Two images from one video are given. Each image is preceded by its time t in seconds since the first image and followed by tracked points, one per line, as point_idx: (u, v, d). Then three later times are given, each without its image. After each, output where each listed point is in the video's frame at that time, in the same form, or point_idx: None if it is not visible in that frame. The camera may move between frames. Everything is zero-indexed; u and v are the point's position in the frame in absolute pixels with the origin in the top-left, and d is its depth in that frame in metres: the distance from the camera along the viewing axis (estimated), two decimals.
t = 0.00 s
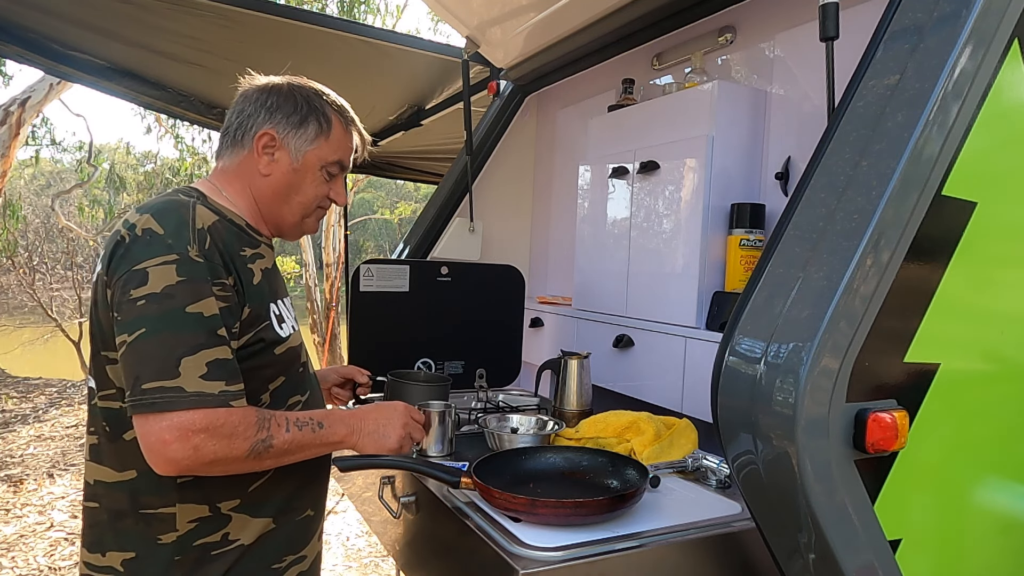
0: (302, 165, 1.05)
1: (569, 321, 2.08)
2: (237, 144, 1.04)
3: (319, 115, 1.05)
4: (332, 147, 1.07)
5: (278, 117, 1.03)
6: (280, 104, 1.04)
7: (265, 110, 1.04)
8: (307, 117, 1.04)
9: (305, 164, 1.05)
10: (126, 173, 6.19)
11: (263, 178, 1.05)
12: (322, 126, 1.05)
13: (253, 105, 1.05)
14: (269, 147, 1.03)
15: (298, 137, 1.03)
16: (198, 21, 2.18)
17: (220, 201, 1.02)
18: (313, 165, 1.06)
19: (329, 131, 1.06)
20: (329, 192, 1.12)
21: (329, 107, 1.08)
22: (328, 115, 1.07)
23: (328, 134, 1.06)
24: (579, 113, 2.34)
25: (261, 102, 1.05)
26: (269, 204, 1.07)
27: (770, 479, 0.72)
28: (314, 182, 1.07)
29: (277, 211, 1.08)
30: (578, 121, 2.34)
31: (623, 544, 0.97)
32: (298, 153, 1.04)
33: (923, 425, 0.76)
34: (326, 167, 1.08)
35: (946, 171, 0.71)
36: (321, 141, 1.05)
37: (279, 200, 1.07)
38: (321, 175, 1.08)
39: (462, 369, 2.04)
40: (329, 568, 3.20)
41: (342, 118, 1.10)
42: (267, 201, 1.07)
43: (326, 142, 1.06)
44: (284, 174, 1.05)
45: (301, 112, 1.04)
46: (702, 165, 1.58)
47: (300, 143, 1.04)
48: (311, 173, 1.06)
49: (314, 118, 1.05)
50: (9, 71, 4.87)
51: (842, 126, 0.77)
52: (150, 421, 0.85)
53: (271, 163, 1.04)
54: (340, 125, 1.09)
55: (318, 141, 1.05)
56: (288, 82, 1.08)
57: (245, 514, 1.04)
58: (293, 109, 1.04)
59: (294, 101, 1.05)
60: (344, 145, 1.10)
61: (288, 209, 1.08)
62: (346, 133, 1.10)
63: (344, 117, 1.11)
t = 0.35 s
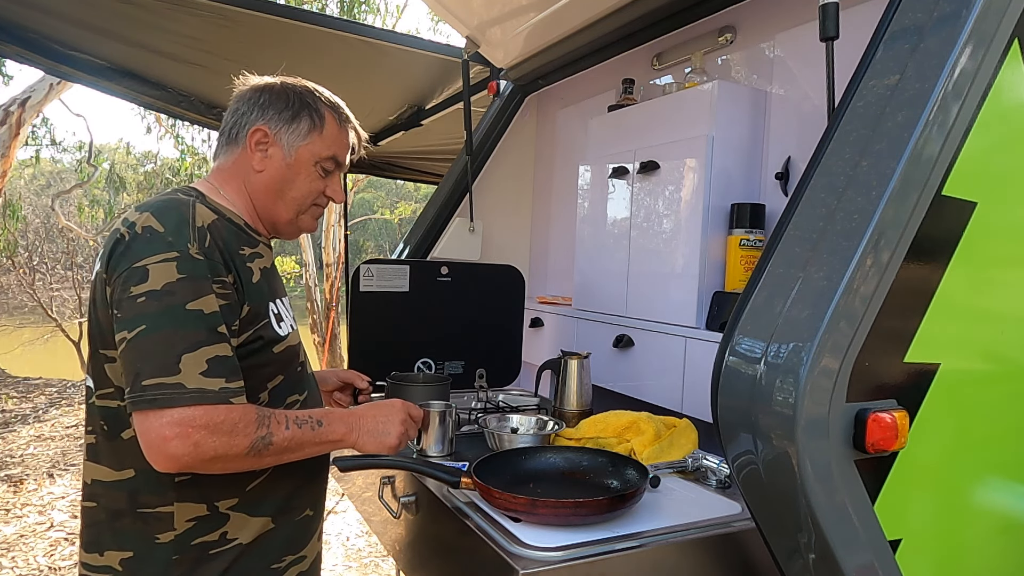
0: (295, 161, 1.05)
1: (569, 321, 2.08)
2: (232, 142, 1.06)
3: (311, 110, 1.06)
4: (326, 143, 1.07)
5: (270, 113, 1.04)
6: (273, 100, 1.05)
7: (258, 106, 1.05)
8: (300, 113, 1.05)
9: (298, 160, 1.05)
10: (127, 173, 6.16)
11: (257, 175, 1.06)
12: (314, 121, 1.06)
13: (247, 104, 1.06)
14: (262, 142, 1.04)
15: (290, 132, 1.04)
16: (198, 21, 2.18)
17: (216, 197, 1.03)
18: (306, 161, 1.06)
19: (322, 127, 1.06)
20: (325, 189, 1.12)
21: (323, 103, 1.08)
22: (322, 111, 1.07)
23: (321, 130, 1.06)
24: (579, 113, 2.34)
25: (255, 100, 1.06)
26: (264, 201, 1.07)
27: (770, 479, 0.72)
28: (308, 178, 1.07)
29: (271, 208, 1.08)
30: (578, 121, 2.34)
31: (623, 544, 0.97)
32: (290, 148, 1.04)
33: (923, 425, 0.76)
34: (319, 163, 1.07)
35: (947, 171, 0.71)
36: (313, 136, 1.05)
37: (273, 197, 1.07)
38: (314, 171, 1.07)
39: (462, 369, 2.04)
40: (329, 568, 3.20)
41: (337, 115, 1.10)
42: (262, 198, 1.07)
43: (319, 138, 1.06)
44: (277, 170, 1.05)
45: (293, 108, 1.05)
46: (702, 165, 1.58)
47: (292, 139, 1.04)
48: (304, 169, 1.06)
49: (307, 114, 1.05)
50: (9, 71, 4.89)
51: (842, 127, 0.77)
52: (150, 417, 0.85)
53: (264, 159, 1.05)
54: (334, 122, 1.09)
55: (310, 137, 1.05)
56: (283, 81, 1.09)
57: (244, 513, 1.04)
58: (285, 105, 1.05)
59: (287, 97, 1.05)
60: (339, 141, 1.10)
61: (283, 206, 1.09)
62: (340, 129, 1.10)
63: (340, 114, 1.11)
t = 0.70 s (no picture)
0: (284, 156, 1.06)
1: (569, 321, 2.08)
2: (222, 141, 1.07)
3: (298, 104, 1.06)
4: (315, 136, 1.08)
5: (258, 109, 1.05)
6: (259, 97, 1.06)
7: (244, 104, 1.06)
8: (286, 107, 1.05)
9: (287, 155, 1.06)
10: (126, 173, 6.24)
11: (247, 172, 1.07)
12: (301, 115, 1.06)
13: (235, 103, 1.07)
14: (250, 139, 1.05)
15: (277, 127, 1.05)
16: (197, 21, 2.18)
17: (209, 196, 1.04)
18: (295, 155, 1.06)
19: (310, 120, 1.07)
20: (317, 184, 1.12)
21: (310, 97, 1.09)
22: (309, 105, 1.08)
23: (309, 123, 1.07)
24: (579, 113, 2.34)
25: (242, 98, 1.07)
26: (256, 199, 1.08)
27: (770, 479, 0.72)
28: (299, 173, 1.08)
29: (264, 206, 1.09)
30: (578, 121, 2.34)
31: (623, 544, 0.97)
32: (279, 143, 1.05)
33: (923, 425, 0.76)
34: (309, 157, 1.08)
35: (947, 171, 0.71)
36: (302, 130, 1.06)
37: (265, 194, 1.08)
38: (305, 165, 1.08)
39: (462, 369, 2.04)
40: (329, 568, 3.20)
41: (324, 107, 1.11)
42: (254, 196, 1.08)
43: (307, 131, 1.07)
44: (267, 166, 1.06)
45: (280, 103, 1.05)
46: (702, 165, 1.58)
47: (280, 133, 1.05)
48: (295, 163, 1.07)
49: (294, 108, 1.06)
50: (9, 71, 4.91)
51: (842, 127, 0.77)
52: (143, 416, 0.85)
53: (253, 156, 1.06)
54: (322, 115, 1.09)
55: (299, 131, 1.06)
56: (270, 78, 1.10)
57: (241, 513, 1.04)
58: (271, 100, 1.05)
59: (273, 93, 1.06)
60: (328, 134, 1.10)
61: (276, 202, 1.09)
62: (329, 122, 1.10)
63: (328, 107, 1.12)
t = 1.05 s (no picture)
0: (275, 151, 1.06)
1: (569, 321, 2.08)
2: (215, 139, 1.08)
3: (288, 100, 1.07)
4: (306, 131, 1.08)
5: (248, 106, 1.06)
6: (249, 94, 1.07)
7: (236, 102, 1.07)
8: (276, 103, 1.06)
9: (277, 150, 1.07)
10: (127, 173, 6.17)
11: (239, 169, 1.08)
12: (291, 110, 1.07)
13: (226, 101, 1.09)
14: (241, 136, 1.06)
15: (267, 123, 1.05)
16: (197, 21, 2.18)
17: (202, 194, 1.06)
18: (285, 150, 1.07)
19: (300, 115, 1.07)
20: (311, 179, 1.12)
21: (301, 92, 1.10)
22: (300, 100, 1.08)
23: (299, 118, 1.07)
24: (579, 113, 2.34)
25: (233, 96, 1.08)
26: (249, 196, 1.09)
27: (770, 479, 0.72)
28: (291, 168, 1.08)
29: (257, 203, 1.10)
30: (578, 121, 2.34)
31: (623, 544, 0.97)
32: (269, 139, 1.06)
33: (924, 425, 0.76)
34: (301, 151, 1.08)
35: (947, 171, 0.71)
36: (291, 125, 1.07)
37: (257, 190, 1.09)
38: (297, 159, 1.08)
39: (462, 369, 2.04)
40: (329, 568, 3.20)
41: (315, 102, 1.11)
42: (246, 192, 1.09)
43: (297, 126, 1.07)
44: (258, 162, 1.07)
45: (270, 99, 1.06)
46: (702, 165, 1.58)
47: (269, 129, 1.05)
48: (285, 158, 1.07)
49: (283, 104, 1.06)
50: (9, 71, 4.91)
51: (842, 127, 0.77)
52: (126, 412, 0.84)
53: (244, 152, 1.07)
54: (313, 111, 1.10)
55: (288, 126, 1.06)
56: (262, 75, 1.11)
57: (240, 513, 1.04)
58: (261, 97, 1.06)
59: (263, 89, 1.07)
60: (320, 128, 1.10)
61: (269, 198, 1.10)
62: (320, 117, 1.11)
63: (319, 102, 1.12)
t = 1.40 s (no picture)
0: (264, 143, 1.07)
1: (569, 321, 2.08)
2: (207, 141, 1.10)
3: (272, 92, 1.08)
4: (292, 120, 1.09)
5: (233, 103, 1.07)
6: (234, 91, 1.08)
7: (222, 101, 1.09)
8: (260, 97, 1.07)
9: (267, 142, 1.07)
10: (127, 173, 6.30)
11: (232, 167, 1.08)
12: (276, 102, 1.08)
13: (213, 102, 1.10)
14: (230, 133, 1.07)
15: (253, 116, 1.06)
16: (197, 21, 2.18)
17: (199, 193, 1.06)
18: (275, 142, 1.07)
19: (285, 106, 1.09)
20: (305, 169, 1.12)
21: (285, 84, 1.11)
22: (284, 91, 1.09)
23: (285, 108, 1.08)
24: (579, 113, 2.34)
25: (220, 95, 1.10)
26: (244, 193, 1.10)
27: (770, 479, 0.72)
28: (282, 159, 1.08)
29: (254, 200, 1.11)
30: (578, 121, 2.34)
31: (623, 544, 0.97)
32: (257, 132, 1.06)
33: (923, 425, 0.76)
34: (291, 141, 1.09)
35: (947, 171, 0.71)
36: (278, 116, 1.07)
37: (252, 186, 1.09)
38: (287, 150, 1.09)
39: (462, 369, 2.04)
40: (329, 568, 3.20)
41: (300, 92, 1.12)
42: (241, 190, 1.09)
43: (283, 116, 1.08)
44: (249, 156, 1.07)
45: (255, 94, 1.08)
46: (702, 165, 1.58)
47: (256, 122, 1.06)
48: (275, 149, 1.08)
49: (268, 96, 1.08)
50: (9, 71, 4.91)
51: (842, 127, 0.77)
52: (116, 398, 0.82)
53: (234, 149, 1.08)
54: (299, 101, 1.11)
55: (275, 117, 1.07)
56: (246, 74, 1.13)
57: (237, 513, 1.04)
58: (245, 93, 1.08)
59: (247, 86, 1.09)
60: (307, 116, 1.11)
61: (264, 192, 1.10)
62: (307, 105, 1.12)
63: (304, 92, 1.13)
